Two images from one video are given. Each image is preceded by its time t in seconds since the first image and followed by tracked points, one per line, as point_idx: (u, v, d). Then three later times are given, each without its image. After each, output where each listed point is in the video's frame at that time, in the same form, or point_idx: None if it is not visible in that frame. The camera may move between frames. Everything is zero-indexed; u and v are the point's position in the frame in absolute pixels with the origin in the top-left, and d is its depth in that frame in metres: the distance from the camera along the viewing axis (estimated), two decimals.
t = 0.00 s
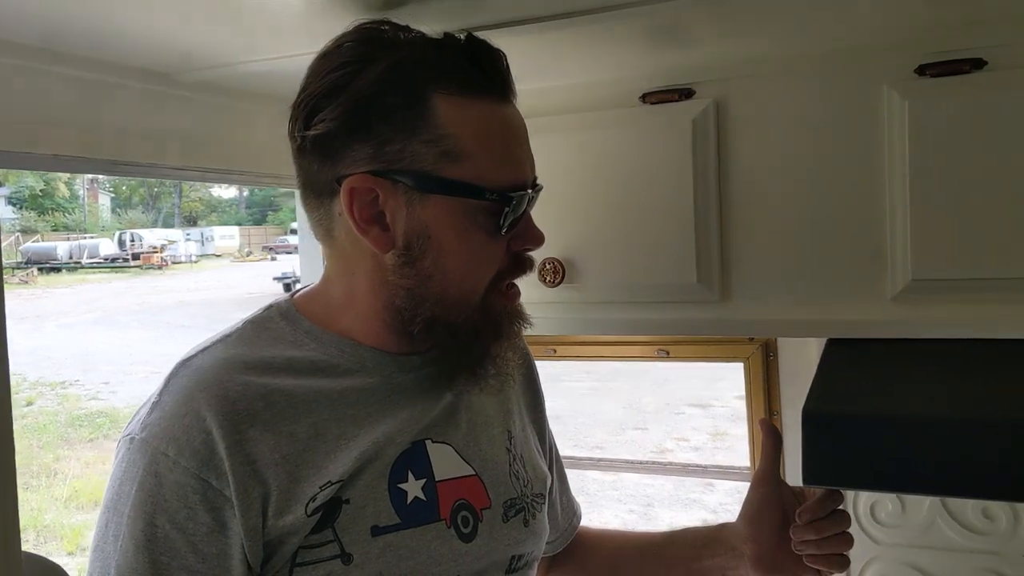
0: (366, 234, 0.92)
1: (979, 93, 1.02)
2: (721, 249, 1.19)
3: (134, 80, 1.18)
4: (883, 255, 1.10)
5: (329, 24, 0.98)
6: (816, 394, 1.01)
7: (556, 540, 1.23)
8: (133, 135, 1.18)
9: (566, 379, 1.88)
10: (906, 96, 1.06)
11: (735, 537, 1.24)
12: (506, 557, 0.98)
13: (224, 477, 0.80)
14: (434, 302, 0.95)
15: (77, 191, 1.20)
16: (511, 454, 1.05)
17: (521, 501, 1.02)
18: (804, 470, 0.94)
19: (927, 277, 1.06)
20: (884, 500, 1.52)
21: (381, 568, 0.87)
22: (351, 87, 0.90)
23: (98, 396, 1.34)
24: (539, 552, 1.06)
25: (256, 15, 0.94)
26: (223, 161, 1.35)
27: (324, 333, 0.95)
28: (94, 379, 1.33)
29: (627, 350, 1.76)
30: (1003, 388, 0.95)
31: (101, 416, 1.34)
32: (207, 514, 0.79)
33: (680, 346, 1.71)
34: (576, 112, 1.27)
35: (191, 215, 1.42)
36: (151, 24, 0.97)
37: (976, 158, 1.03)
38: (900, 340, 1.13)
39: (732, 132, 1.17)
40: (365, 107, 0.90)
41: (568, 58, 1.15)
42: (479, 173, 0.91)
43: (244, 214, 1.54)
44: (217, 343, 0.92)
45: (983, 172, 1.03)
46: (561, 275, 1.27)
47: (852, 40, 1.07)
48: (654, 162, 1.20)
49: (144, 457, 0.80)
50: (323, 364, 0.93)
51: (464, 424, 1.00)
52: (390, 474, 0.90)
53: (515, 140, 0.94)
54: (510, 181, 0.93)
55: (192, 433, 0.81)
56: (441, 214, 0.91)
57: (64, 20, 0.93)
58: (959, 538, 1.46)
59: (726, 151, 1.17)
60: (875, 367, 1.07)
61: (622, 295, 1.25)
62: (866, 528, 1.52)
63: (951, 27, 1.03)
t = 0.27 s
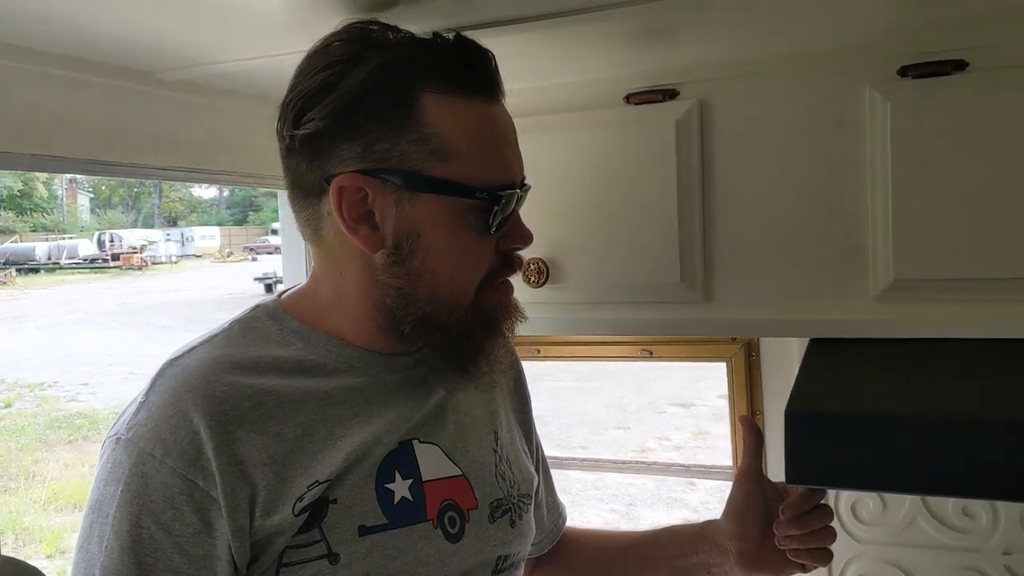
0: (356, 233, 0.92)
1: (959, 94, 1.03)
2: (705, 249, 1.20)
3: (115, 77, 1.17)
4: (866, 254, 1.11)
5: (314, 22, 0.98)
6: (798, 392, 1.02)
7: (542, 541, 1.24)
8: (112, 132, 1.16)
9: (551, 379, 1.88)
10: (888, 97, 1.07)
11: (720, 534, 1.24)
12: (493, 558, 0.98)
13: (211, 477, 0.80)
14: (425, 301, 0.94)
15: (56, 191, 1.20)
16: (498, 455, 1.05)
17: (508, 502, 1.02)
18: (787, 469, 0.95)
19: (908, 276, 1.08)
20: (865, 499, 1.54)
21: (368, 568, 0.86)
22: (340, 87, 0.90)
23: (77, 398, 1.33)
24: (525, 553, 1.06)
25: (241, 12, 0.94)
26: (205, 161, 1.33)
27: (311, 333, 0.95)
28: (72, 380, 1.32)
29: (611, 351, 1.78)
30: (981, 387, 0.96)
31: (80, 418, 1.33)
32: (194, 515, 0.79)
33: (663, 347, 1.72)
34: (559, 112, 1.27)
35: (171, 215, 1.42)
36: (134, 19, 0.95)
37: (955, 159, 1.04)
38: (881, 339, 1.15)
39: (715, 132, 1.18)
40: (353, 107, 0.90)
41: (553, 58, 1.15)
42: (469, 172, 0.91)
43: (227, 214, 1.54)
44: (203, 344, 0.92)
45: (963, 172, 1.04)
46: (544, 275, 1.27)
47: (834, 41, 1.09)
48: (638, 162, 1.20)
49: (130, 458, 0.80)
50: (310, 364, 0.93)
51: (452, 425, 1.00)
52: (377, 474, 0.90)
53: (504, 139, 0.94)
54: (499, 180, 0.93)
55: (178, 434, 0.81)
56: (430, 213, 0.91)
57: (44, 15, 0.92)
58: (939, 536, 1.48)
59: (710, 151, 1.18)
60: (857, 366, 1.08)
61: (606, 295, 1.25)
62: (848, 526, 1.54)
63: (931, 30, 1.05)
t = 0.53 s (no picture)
0: (341, 233, 0.91)
1: (949, 95, 1.03)
2: (695, 250, 1.19)
3: (102, 78, 1.16)
4: (856, 255, 1.10)
5: (299, 22, 0.97)
6: (787, 394, 1.01)
7: (535, 545, 1.23)
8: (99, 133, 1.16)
9: (543, 380, 1.88)
10: (877, 98, 1.07)
11: (722, 529, 1.24)
12: (483, 560, 0.98)
13: (196, 480, 0.80)
14: (412, 302, 0.93)
15: (51, 191, 1.20)
16: (488, 457, 1.04)
17: (499, 504, 1.01)
18: (774, 470, 0.95)
19: (897, 277, 1.07)
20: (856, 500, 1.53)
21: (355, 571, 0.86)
22: (327, 87, 0.89)
23: (71, 398, 1.33)
24: (516, 556, 1.05)
25: (224, 11, 0.93)
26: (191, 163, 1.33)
27: (298, 334, 0.94)
28: (67, 380, 1.32)
29: (602, 352, 1.77)
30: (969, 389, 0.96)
31: (74, 418, 1.33)
32: (179, 518, 0.78)
33: (655, 348, 1.71)
34: (548, 113, 1.27)
35: (166, 215, 1.41)
36: (116, 19, 0.94)
37: (944, 160, 1.04)
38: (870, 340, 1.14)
39: (705, 133, 1.17)
40: (340, 106, 0.89)
41: (541, 58, 1.14)
42: (456, 172, 0.90)
43: (222, 213, 1.53)
44: (190, 345, 0.91)
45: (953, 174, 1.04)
46: (534, 276, 1.27)
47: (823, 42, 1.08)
48: (629, 163, 1.20)
49: (115, 460, 0.79)
50: (299, 366, 0.92)
51: (441, 427, 0.99)
52: (364, 477, 0.89)
53: (493, 139, 0.93)
54: (486, 181, 0.92)
55: (164, 436, 0.80)
56: (416, 213, 0.90)
57: (26, 14, 0.91)
58: (930, 538, 1.48)
59: (699, 152, 1.17)
60: (845, 368, 1.07)
61: (595, 296, 1.25)
62: (839, 528, 1.53)
63: (920, 30, 1.04)
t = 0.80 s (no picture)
0: (323, 229, 0.91)
1: (941, 92, 1.02)
2: (687, 249, 1.18)
3: (93, 76, 1.16)
4: (847, 254, 1.10)
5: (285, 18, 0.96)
6: (778, 393, 1.00)
7: (528, 545, 1.22)
8: (97, 132, 1.16)
9: (536, 380, 1.87)
10: (869, 94, 1.06)
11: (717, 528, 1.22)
12: (475, 561, 0.96)
13: (183, 479, 0.79)
14: (395, 300, 0.93)
15: (50, 190, 1.21)
16: (481, 456, 1.02)
17: (492, 505, 1.00)
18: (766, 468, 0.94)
19: (889, 276, 1.07)
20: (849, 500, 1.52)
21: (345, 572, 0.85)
22: (310, 81, 0.89)
23: (69, 398, 1.33)
24: (510, 557, 1.04)
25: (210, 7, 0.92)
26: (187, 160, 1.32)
27: (288, 333, 0.93)
28: (64, 379, 1.32)
29: (595, 351, 1.76)
30: (961, 388, 0.95)
31: (73, 418, 1.33)
32: (166, 518, 0.78)
33: (648, 346, 1.70)
34: (539, 111, 1.26)
35: (165, 214, 1.42)
36: (100, 15, 0.94)
37: (936, 157, 1.03)
38: (863, 339, 1.14)
39: (696, 131, 1.16)
40: (323, 101, 0.89)
41: (532, 55, 1.14)
42: (439, 170, 0.89)
43: (221, 212, 1.55)
44: (179, 343, 0.90)
45: (946, 171, 1.03)
46: (525, 274, 1.26)
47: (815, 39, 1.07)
48: (620, 160, 1.19)
49: (102, 459, 0.78)
50: (289, 364, 0.91)
51: (433, 427, 0.98)
52: (354, 477, 0.88)
53: (480, 137, 0.92)
54: (471, 180, 0.91)
55: (151, 435, 0.79)
56: (399, 211, 0.90)
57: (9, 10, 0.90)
58: (924, 538, 1.47)
59: (691, 150, 1.17)
60: (837, 367, 1.07)
61: (587, 295, 1.24)
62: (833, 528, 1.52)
63: (912, 27, 1.03)
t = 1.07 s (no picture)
0: (311, 226, 0.90)
1: (933, 87, 1.02)
2: (680, 245, 1.18)
3: (83, 73, 1.15)
4: (840, 250, 1.09)
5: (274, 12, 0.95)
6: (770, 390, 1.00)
7: (522, 546, 1.21)
8: (86, 129, 1.16)
9: (531, 378, 1.86)
10: (861, 90, 1.06)
11: (713, 531, 1.22)
12: (468, 560, 0.95)
13: (173, 476, 0.78)
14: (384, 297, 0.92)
15: (46, 190, 1.21)
16: (475, 454, 1.02)
17: (485, 503, 0.99)
18: (756, 466, 0.94)
19: (882, 272, 1.06)
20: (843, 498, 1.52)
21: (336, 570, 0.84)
22: (293, 76, 0.88)
23: (65, 398, 1.33)
24: (504, 556, 1.03)
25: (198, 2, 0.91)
26: (176, 157, 1.32)
27: (279, 329, 0.92)
28: (61, 379, 1.32)
29: (589, 349, 1.76)
30: (953, 384, 0.95)
31: (68, 417, 1.33)
32: (155, 515, 0.77)
33: (642, 344, 1.70)
34: (531, 108, 1.26)
35: (162, 213, 1.42)
36: (87, 10, 0.93)
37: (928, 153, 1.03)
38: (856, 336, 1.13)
39: (688, 127, 1.16)
40: (308, 97, 0.88)
41: (522, 51, 1.13)
42: (425, 165, 0.89)
43: (218, 211, 1.55)
44: (170, 339, 0.89)
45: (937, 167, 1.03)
46: (516, 271, 1.26)
47: (807, 34, 1.07)
48: (612, 156, 1.19)
49: (91, 456, 0.78)
50: (279, 361, 0.90)
51: (425, 425, 0.98)
52: (345, 475, 0.88)
53: (467, 130, 0.91)
54: (458, 174, 0.90)
55: (141, 432, 0.79)
56: (386, 207, 0.89)
57: None
58: (917, 535, 1.47)
59: (683, 147, 1.16)
60: (829, 364, 1.06)
61: (580, 292, 1.23)
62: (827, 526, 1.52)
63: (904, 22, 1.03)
